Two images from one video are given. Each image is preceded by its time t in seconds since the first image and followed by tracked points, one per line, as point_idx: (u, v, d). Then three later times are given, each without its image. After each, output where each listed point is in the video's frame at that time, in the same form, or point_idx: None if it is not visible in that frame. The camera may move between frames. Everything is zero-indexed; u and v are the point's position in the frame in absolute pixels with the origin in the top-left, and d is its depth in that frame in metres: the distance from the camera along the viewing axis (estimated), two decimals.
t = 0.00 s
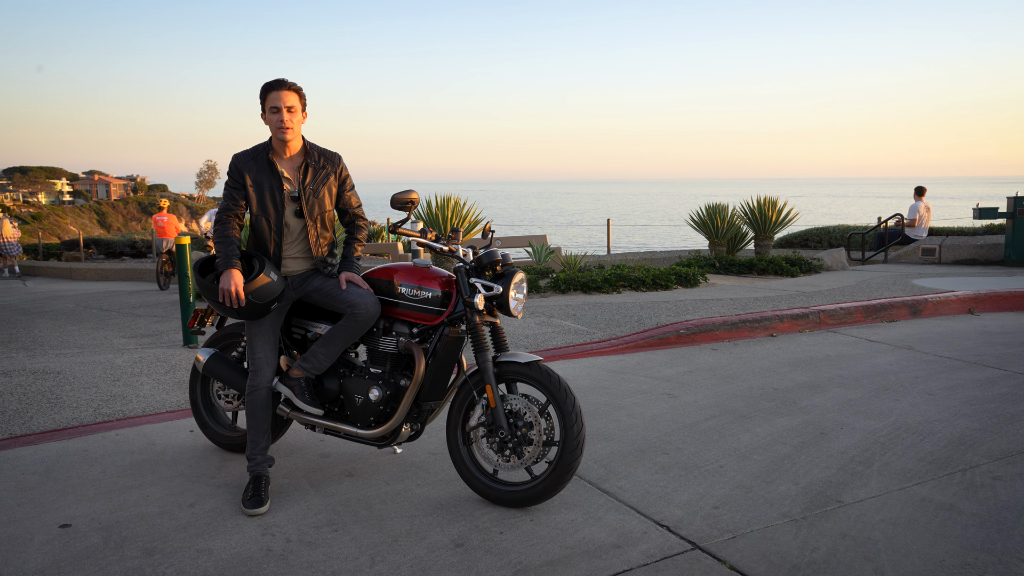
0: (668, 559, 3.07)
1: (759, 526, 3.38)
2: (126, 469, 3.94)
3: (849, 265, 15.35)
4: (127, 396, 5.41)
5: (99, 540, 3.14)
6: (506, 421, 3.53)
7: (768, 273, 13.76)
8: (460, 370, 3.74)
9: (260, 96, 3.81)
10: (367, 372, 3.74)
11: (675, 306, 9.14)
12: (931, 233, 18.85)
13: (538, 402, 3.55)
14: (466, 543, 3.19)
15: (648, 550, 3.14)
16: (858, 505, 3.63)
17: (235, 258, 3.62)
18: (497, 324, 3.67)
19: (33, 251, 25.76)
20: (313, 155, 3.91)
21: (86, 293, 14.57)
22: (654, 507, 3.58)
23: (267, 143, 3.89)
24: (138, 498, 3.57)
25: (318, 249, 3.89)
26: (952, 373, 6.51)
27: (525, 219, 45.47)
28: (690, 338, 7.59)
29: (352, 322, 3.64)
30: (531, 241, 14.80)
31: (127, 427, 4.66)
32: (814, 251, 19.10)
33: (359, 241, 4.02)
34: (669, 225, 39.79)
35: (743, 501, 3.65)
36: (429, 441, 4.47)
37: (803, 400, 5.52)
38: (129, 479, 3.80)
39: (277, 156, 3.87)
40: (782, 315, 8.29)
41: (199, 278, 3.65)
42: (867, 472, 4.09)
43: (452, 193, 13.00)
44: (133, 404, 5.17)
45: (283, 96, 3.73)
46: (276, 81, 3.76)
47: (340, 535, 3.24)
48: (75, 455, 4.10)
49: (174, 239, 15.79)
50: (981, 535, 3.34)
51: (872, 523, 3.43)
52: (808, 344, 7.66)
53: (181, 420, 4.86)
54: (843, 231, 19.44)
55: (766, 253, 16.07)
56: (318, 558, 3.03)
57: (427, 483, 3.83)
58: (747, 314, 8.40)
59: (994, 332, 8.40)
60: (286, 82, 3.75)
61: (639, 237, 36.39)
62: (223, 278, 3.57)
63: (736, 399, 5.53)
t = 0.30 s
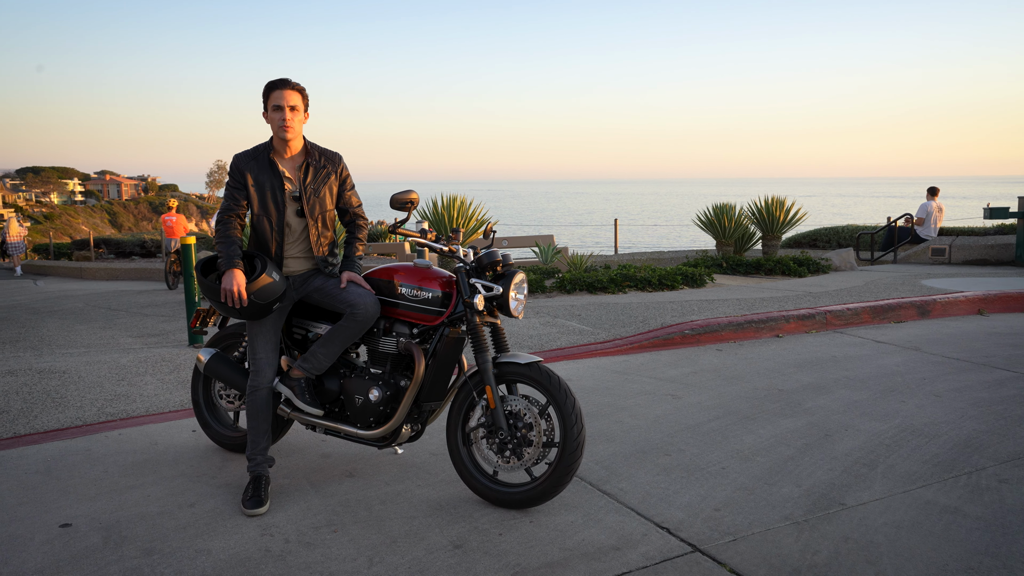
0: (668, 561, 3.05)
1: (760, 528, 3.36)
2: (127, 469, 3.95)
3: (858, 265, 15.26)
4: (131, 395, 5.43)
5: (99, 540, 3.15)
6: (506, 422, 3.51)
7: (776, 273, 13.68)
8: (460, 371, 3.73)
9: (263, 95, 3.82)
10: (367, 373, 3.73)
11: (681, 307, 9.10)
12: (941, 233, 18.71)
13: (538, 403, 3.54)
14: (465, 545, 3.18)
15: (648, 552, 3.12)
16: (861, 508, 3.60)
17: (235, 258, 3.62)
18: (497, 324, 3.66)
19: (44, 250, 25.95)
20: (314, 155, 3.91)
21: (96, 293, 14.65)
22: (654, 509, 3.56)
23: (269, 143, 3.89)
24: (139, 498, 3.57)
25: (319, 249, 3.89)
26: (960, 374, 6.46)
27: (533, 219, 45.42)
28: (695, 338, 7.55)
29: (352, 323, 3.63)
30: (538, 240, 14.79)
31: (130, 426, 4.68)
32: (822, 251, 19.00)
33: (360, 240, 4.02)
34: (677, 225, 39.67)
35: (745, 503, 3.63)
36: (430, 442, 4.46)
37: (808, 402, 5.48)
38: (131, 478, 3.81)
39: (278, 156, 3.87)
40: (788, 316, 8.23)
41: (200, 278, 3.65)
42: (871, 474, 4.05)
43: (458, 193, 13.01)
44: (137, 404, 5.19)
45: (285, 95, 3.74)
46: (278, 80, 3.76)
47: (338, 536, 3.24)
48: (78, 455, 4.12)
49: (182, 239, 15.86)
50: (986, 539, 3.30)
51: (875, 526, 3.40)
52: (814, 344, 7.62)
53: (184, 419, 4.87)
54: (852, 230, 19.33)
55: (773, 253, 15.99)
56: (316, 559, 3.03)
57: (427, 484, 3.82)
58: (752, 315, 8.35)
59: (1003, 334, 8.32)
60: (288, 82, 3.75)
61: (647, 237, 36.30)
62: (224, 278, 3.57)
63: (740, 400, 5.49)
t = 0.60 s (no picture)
0: (668, 563, 3.03)
1: (762, 530, 3.34)
2: (130, 468, 3.96)
3: (866, 265, 15.17)
4: (135, 395, 5.44)
5: (99, 539, 3.15)
6: (506, 423, 3.50)
7: (783, 274, 13.62)
8: (460, 371, 3.72)
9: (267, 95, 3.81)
10: (367, 373, 3.73)
11: (686, 307, 9.07)
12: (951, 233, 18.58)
13: (539, 404, 3.53)
14: (464, 546, 3.18)
15: (648, 554, 3.11)
16: (864, 510, 3.57)
17: (237, 257, 3.62)
18: (498, 325, 3.65)
19: (54, 250, 26.13)
20: (317, 155, 3.91)
21: (105, 292, 14.72)
22: (655, 510, 3.54)
23: (272, 143, 3.89)
24: (140, 497, 3.58)
25: (321, 249, 3.89)
26: (967, 376, 6.40)
27: (540, 219, 45.37)
28: (700, 339, 7.52)
29: (352, 323, 3.63)
30: (544, 240, 14.76)
31: (133, 425, 4.69)
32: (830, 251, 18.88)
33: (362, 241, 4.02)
34: (685, 225, 39.54)
35: (747, 506, 3.60)
36: (431, 442, 4.45)
37: (812, 403, 5.44)
38: (133, 478, 3.82)
39: (281, 156, 3.87)
40: (794, 316, 8.19)
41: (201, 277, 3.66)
42: (875, 477, 4.02)
43: (465, 193, 13.01)
44: (140, 403, 5.21)
45: (291, 96, 3.74)
46: (284, 81, 3.76)
47: (338, 536, 3.24)
48: (81, 454, 4.13)
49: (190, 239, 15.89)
50: (990, 543, 3.26)
51: (878, 529, 3.37)
52: (820, 345, 7.57)
53: (187, 419, 4.88)
54: (860, 231, 19.21)
55: (781, 253, 15.92)
56: (315, 559, 3.03)
57: (427, 485, 3.81)
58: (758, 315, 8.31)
59: (1012, 335, 8.24)
60: (294, 83, 3.76)
61: (654, 237, 36.21)
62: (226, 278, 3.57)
63: (744, 401, 5.46)
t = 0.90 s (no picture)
0: (668, 565, 3.01)
1: (763, 532, 3.32)
2: (132, 467, 3.96)
3: (873, 265, 15.08)
4: (139, 394, 5.46)
5: (100, 539, 3.16)
6: (506, 424, 3.49)
7: (789, 273, 13.55)
8: (460, 372, 3.72)
9: (277, 95, 3.73)
10: (368, 373, 3.73)
11: (691, 307, 9.04)
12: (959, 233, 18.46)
13: (539, 404, 3.51)
14: (464, 546, 3.17)
15: (648, 555, 3.09)
16: (867, 513, 3.54)
17: (239, 257, 3.62)
18: (499, 325, 3.64)
19: (64, 250, 26.30)
20: (319, 155, 3.91)
21: (112, 293, 14.79)
22: (656, 512, 3.52)
23: (275, 142, 3.88)
24: (142, 497, 3.59)
25: (321, 249, 3.89)
26: (974, 376, 6.35)
27: (546, 219, 45.31)
28: (705, 339, 7.49)
29: (352, 323, 3.62)
30: (549, 240, 14.75)
31: (137, 425, 4.70)
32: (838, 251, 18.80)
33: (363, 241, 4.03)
34: (692, 224, 39.43)
35: (749, 507, 3.58)
36: (433, 442, 4.45)
37: (817, 404, 5.41)
38: (135, 477, 3.83)
39: (283, 156, 3.87)
40: (800, 316, 8.14)
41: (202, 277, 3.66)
42: (879, 478, 3.99)
43: (470, 193, 13.02)
44: (144, 402, 5.22)
45: (309, 97, 3.73)
46: (299, 82, 3.74)
47: (337, 537, 3.23)
48: (83, 453, 4.14)
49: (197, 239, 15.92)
50: (995, 546, 3.23)
51: (881, 531, 3.34)
52: (825, 345, 7.53)
53: (190, 418, 4.89)
54: (868, 230, 19.11)
55: (787, 253, 15.84)
56: (314, 560, 3.03)
57: (428, 485, 3.80)
58: (763, 315, 8.27)
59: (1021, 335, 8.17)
60: (309, 84, 3.76)
61: (661, 237, 36.14)
62: (227, 277, 3.56)
63: (748, 401, 5.43)
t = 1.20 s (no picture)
0: (668, 567, 2.99)
1: (765, 534, 3.29)
2: (133, 467, 3.96)
3: (880, 265, 14.99)
4: (142, 394, 5.46)
5: (100, 538, 3.16)
6: (507, 424, 3.47)
7: (795, 274, 13.49)
8: (461, 372, 3.70)
9: (280, 93, 3.73)
10: (369, 373, 3.72)
11: (696, 308, 9.00)
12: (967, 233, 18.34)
13: (539, 404, 3.50)
14: (463, 547, 3.15)
15: (649, 557, 3.07)
16: (871, 515, 3.51)
17: (240, 256, 3.61)
18: (500, 325, 3.63)
19: (72, 250, 26.40)
20: (321, 155, 3.91)
21: (118, 292, 14.84)
22: (657, 513, 3.50)
23: (277, 141, 3.87)
24: (142, 496, 3.59)
25: (323, 249, 3.88)
26: (981, 378, 6.30)
27: (552, 219, 45.25)
28: (709, 339, 7.46)
29: (353, 323, 3.61)
30: (555, 240, 14.71)
31: (139, 424, 4.71)
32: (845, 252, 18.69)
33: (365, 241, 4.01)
34: (699, 224, 39.31)
35: (751, 509, 3.55)
36: (435, 442, 4.43)
37: (821, 405, 5.38)
38: (136, 477, 3.83)
39: (285, 155, 3.86)
40: (805, 317, 8.09)
41: (204, 276, 3.65)
42: (883, 480, 3.96)
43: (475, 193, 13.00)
44: (146, 402, 5.23)
45: (311, 96, 3.73)
46: (302, 81, 3.74)
47: (337, 537, 3.22)
48: (85, 453, 4.14)
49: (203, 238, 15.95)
50: (1000, 549, 3.20)
51: (885, 534, 3.31)
52: (831, 346, 7.48)
53: (192, 418, 4.89)
54: (875, 230, 18.99)
55: (793, 253, 15.75)
56: (313, 560, 3.02)
57: (429, 485, 3.79)
58: (768, 316, 8.23)
59: None
60: (313, 84, 3.75)
61: (667, 237, 36.04)
62: (229, 276, 3.56)
63: (752, 403, 5.40)
